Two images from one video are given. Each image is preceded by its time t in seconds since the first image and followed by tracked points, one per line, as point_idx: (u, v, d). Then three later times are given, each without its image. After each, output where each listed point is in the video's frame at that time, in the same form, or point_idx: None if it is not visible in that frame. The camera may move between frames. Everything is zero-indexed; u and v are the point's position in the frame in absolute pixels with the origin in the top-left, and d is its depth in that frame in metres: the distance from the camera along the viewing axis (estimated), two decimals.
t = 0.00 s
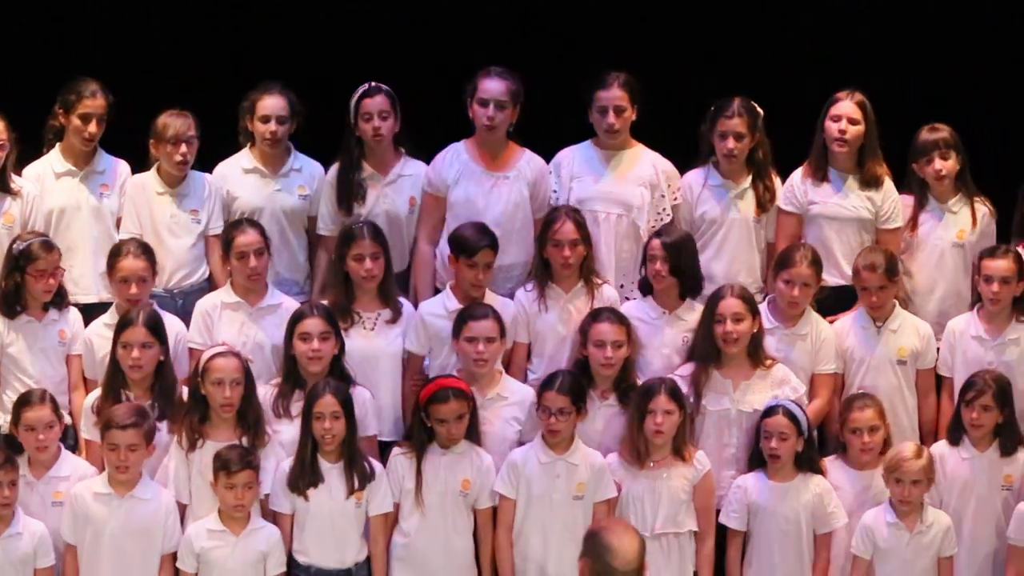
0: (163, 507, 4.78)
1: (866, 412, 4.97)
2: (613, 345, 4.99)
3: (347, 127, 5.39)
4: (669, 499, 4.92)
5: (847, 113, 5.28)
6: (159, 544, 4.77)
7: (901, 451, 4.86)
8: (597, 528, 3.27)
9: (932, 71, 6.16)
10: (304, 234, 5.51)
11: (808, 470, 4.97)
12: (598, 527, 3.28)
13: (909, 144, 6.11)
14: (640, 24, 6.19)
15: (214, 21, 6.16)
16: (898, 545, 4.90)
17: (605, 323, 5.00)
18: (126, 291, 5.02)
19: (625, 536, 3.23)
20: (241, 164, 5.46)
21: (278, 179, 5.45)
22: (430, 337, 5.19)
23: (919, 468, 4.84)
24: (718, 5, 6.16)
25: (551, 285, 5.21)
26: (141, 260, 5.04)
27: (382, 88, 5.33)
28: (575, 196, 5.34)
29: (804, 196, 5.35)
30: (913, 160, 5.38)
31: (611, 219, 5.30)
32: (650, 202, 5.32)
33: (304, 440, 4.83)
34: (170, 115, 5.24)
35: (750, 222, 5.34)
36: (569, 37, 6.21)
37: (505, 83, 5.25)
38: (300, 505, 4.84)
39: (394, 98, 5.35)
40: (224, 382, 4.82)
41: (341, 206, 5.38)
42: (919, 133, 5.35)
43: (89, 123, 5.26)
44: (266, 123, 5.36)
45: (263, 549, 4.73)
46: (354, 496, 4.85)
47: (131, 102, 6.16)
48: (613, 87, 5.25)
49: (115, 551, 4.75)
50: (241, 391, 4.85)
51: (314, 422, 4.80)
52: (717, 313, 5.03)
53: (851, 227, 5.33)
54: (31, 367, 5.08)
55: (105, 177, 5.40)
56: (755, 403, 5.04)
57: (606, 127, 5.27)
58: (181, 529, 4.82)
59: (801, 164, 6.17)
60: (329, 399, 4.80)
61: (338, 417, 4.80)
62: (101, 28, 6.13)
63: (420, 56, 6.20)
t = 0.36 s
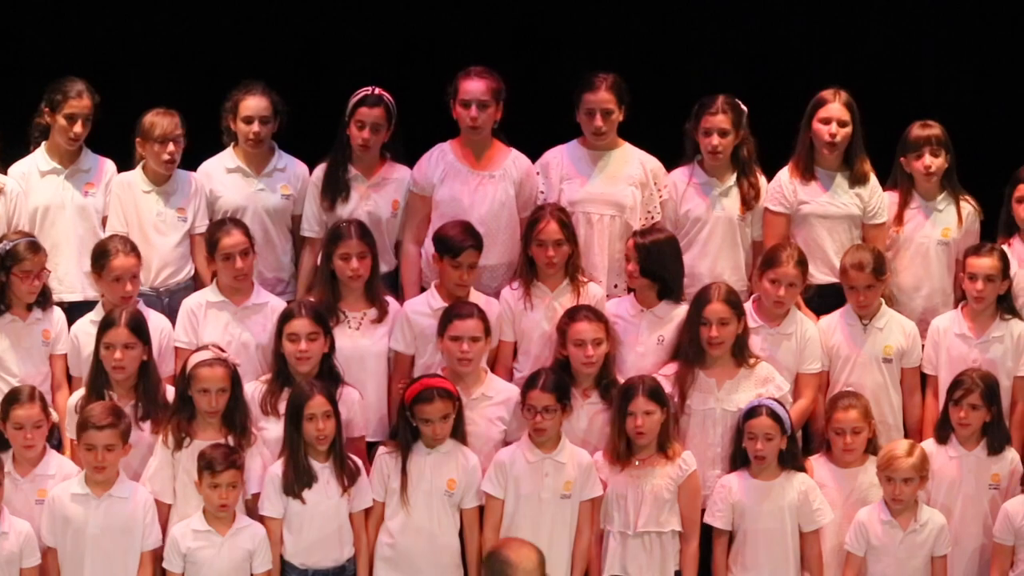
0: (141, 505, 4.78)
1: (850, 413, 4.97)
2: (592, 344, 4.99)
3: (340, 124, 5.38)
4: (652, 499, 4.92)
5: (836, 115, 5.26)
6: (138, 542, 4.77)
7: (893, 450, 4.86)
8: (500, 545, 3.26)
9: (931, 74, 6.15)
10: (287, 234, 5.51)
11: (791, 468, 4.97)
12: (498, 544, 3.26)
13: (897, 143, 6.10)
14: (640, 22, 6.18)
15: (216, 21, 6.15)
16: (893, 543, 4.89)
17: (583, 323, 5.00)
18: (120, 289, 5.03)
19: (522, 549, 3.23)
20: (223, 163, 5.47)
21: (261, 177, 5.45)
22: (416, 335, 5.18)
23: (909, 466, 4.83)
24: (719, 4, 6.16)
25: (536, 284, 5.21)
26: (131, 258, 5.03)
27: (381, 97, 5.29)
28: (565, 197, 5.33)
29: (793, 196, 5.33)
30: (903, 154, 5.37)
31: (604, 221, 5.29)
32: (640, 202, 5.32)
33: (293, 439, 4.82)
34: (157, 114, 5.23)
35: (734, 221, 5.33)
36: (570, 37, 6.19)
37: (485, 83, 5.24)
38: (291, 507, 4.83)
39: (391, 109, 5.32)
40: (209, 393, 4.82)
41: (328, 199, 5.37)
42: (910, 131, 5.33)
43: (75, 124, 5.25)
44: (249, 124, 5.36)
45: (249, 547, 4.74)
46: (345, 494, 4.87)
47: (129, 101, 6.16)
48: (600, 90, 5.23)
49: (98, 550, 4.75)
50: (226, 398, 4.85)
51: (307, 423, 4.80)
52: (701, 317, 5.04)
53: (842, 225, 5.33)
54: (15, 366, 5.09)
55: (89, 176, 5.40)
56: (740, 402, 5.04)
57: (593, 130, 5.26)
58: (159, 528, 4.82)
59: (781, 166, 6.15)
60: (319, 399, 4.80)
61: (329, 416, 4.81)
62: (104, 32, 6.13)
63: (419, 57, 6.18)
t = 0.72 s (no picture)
0: (117, 496, 4.79)
1: (835, 413, 4.97)
2: (586, 342, 4.99)
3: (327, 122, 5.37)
4: (635, 498, 4.91)
5: (818, 114, 5.28)
6: (123, 535, 4.79)
7: (878, 449, 4.86)
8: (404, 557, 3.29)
9: (930, 74, 6.15)
10: (273, 231, 5.51)
11: (776, 467, 4.97)
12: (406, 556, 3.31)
13: (883, 141, 6.10)
14: (639, 22, 6.17)
15: (215, 21, 6.14)
16: (879, 539, 4.89)
17: (576, 322, 4.99)
18: (104, 286, 5.01)
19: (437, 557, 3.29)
20: (208, 164, 5.47)
21: (246, 177, 5.47)
22: (400, 333, 5.17)
23: (893, 465, 4.83)
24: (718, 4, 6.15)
25: (522, 284, 5.21)
26: (117, 254, 5.03)
27: (370, 96, 5.29)
28: (549, 197, 5.32)
29: (775, 194, 5.33)
30: (890, 152, 5.36)
31: (589, 220, 5.28)
32: (624, 200, 5.32)
33: (274, 438, 4.82)
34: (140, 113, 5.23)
35: (718, 219, 5.35)
36: (569, 37, 6.19)
37: (470, 82, 5.25)
38: (269, 505, 4.82)
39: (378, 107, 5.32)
40: (191, 393, 4.81)
41: (310, 196, 5.37)
42: (901, 128, 5.33)
43: (58, 123, 5.24)
44: (231, 127, 5.38)
45: (232, 547, 4.73)
46: (325, 493, 4.85)
47: (127, 100, 6.15)
48: (584, 91, 5.23)
49: (80, 551, 4.74)
50: (208, 399, 4.84)
51: (288, 421, 4.80)
52: (684, 315, 5.05)
53: (824, 224, 5.32)
54: None
55: (73, 175, 5.40)
56: (723, 400, 5.04)
57: (577, 130, 5.25)
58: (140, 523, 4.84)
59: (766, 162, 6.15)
60: (302, 398, 4.80)
61: (311, 415, 4.81)
62: (104, 32, 6.12)
63: (418, 57, 6.18)
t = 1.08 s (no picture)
0: (107, 501, 4.77)
1: (815, 410, 4.98)
2: (575, 341, 4.99)
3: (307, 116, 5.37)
4: (613, 493, 4.92)
5: (798, 113, 5.26)
6: (104, 540, 4.77)
7: (852, 444, 4.87)
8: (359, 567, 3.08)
9: (929, 74, 6.15)
10: (254, 228, 5.49)
11: (759, 465, 4.97)
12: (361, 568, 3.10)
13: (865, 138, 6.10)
14: (640, 22, 6.18)
15: (215, 21, 6.15)
16: (854, 537, 4.89)
17: (566, 319, 5.00)
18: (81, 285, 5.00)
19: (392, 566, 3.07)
20: (191, 161, 5.45)
21: (229, 175, 5.43)
22: (381, 330, 5.16)
23: (869, 460, 4.84)
24: (721, 6, 6.16)
25: (505, 282, 5.20)
26: (95, 257, 5.02)
27: (348, 89, 5.29)
28: (529, 195, 5.33)
29: (757, 191, 5.33)
30: (871, 151, 5.36)
31: (569, 218, 5.30)
32: (604, 198, 5.33)
33: (252, 436, 4.82)
34: (121, 109, 5.22)
35: (699, 217, 5.35)
36: (570, 37, 6.20)
37: (451, 79, 5.24)
38: (246, 500, 4.83)
39: (358, 101, 5.32)
40: (170, 382, 4.81)
41: (297, 194, 5.36)
42: (885, 129, 5.31)
43: (39, 120, 5.23)
44: (215, 122, 5.36)
45: (213, 545, 4.73)
46: (298, 492, 4.84)
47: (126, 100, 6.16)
48: (564, 88, 5.23)
49: (60, 547, 4.75)
50: (188, 391, 4.84)
51: (267, 418, 4.79)
52: (666, 312, 5.04)
53: (805, 222, 5.33)
54: None
55: (55, 172, 5.38)
56: (705, 399, 5.05)
57: (556, 128, 5.28)
58: (126, 524, 4.81)
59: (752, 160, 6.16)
60: (281, 395, 4.79)
61: (290, 412, 4.80)
62: (104, 32, 6.13)
63: (417, 58, 6.18)
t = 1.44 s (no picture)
0: (83, 498, 4.78)
1: (795, 407, 4.99)
2: (545, 338, 5.00)
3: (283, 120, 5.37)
4: (589, 488, 4.94)
5: (777, 110, 5.25)
6: (81, 533, 4.78)
7: (821, 441, 4.88)
8: None
9: (929, 74, 6.17)
10: (236, 227, 5.49)
11: (740, 462, 4.98)
12: None
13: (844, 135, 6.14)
14: (640, 22, 6.17)
15: (215, 21, 6.14)
16: (824, 534, 4.92)
17: (534, 317, 5.01)
18: (62, 283, 5.02)
19: None
20: (171, 158, 5.43)
21: (209, 173, 5.42)
22: (362, 328, 5.17)
23: (837, 457, 4.85)
24: (721, 5, 6.15)
25: (485, 280, 5.21)
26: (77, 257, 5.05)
27: (319, 95, 5.26)
28: (510, 191, 5.35)
29: (737, 187, 5.34)
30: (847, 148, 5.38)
31: (549, 215, 5.31)
32: (585, 195, 5.35)
33: (234, 433, 4.82)
34: (100, 107, 5.21)
35: (679, 216, 5.36)
36: (570, 37, 6.19)
37: (429, 74, 5.23)
38: (226, 497, 4.84)
39: (331, 104, 5.30)
40: (152, 379, 4.80)
41: (275, 199, 5.34)
42: (858, 125, 5.32)
43: (20, 118, 5.23)
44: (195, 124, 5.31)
45: (191, 543, 4.74)
46: (279, 489, 4.84)
47: (122, 99, 6.15)
48: (543, 85, 5.23)
49: (40, 544, 4.75)
50: (171, 386, 4.83)
51: (247, 415, 4.79)
52: (647, 310, 5.05)
53: (785, 218, 5.33)
54: None
55: (35, 168, 5.39)
56: (686, 396, 5.06)
57: (536, 125, 5.29)
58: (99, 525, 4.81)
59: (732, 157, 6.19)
60: (261, 392, 4.80)
61: (270, 410, 4.80)
62: (104, 32, 6.12)
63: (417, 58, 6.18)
